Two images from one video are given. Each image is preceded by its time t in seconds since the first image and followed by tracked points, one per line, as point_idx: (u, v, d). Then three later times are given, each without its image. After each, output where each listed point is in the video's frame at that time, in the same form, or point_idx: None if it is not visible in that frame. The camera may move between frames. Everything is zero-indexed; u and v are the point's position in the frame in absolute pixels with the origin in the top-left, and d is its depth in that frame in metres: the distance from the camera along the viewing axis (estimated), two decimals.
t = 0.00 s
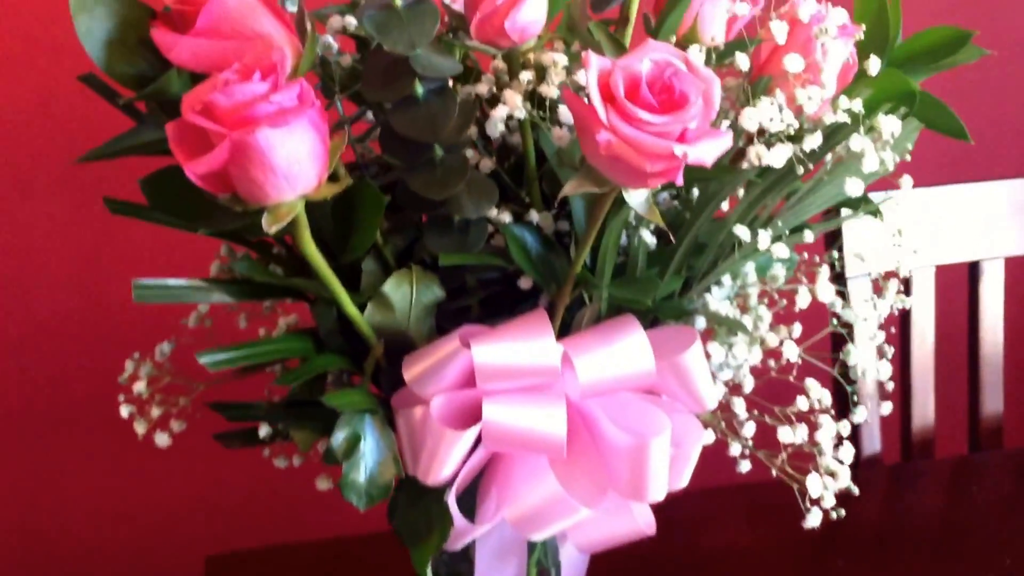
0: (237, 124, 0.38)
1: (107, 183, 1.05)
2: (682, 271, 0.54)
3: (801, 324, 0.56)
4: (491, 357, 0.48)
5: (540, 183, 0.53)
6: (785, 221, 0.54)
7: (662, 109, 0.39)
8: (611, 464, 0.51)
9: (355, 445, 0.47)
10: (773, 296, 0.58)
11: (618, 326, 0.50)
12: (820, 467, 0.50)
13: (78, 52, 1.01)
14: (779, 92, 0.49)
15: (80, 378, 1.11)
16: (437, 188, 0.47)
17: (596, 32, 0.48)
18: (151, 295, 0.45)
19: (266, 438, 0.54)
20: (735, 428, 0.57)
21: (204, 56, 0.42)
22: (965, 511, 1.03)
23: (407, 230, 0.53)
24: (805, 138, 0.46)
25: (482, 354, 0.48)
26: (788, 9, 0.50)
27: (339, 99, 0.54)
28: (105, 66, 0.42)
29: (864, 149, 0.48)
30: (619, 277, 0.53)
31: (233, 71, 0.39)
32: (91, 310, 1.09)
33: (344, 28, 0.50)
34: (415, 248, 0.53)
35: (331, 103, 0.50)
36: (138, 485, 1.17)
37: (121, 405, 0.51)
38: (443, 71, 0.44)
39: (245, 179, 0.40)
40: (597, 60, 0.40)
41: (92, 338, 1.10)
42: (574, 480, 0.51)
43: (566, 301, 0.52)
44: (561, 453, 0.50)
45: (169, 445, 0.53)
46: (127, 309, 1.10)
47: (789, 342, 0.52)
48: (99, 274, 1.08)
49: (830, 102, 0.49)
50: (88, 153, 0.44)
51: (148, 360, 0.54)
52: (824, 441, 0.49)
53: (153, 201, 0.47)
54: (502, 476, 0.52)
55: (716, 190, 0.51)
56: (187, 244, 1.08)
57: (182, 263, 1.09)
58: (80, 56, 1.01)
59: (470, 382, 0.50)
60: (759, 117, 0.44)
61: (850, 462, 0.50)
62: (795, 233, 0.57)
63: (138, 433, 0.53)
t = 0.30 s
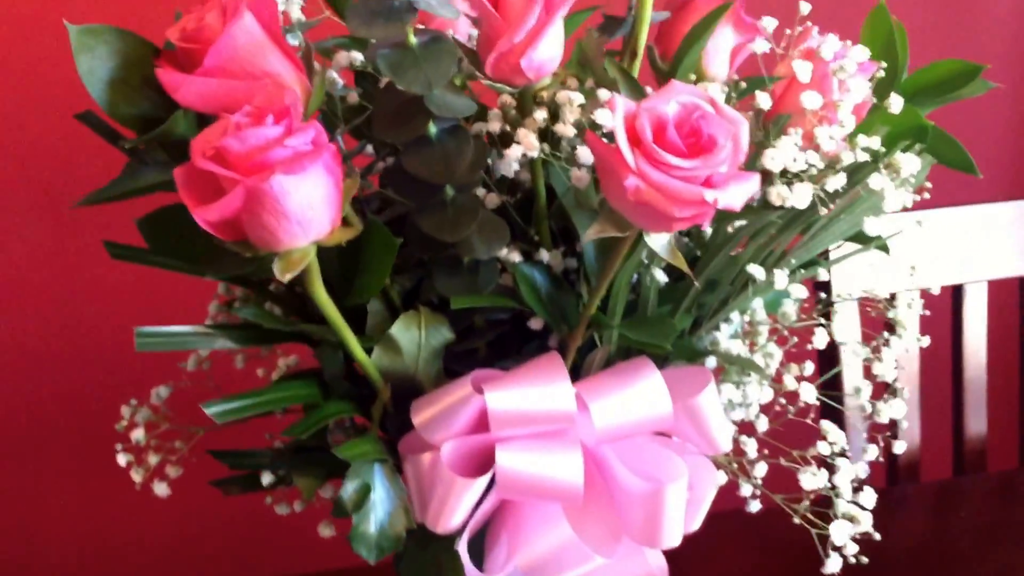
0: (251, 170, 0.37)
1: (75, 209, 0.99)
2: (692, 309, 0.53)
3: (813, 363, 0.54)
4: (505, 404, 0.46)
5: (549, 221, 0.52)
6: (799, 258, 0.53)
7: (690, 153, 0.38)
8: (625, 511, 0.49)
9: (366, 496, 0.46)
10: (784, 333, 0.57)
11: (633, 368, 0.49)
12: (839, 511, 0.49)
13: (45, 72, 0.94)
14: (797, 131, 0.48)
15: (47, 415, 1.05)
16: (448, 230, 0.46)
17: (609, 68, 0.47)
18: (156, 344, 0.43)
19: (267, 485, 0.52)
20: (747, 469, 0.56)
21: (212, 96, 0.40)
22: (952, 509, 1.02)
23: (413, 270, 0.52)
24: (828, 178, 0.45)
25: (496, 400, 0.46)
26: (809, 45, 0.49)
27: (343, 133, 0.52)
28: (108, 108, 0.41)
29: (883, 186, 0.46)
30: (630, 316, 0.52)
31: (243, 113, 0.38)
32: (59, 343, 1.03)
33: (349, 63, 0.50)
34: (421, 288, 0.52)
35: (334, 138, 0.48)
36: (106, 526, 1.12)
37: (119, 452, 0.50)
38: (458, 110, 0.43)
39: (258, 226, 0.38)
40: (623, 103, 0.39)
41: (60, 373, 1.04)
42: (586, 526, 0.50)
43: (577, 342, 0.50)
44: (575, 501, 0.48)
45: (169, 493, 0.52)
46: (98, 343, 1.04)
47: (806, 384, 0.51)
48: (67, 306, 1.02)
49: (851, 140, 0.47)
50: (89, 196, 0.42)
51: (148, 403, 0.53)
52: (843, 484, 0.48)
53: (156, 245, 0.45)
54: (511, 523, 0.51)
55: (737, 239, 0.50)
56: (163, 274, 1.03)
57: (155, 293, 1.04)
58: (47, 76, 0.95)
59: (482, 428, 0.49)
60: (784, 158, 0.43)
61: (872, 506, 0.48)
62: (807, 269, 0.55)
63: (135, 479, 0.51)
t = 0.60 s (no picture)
0: (268, 210, 0.35)
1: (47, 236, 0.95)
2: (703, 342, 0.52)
3: (826, 398, 0.53)
4: (520, 444, 0.45)
5: (558, 252, 0.51)
6: (812, 289, 0.51)
7: (720, 190, 0.37)
8: (641, 551, 0.48)
9: (377, 541, 0.44)
10: (795, 364, 0.55)
11: (649, 405, 0.48)
12: (858, 551, 0.47)
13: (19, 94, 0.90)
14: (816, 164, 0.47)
15: (12, 448, 1.01)
16: (460, 265, 0.44)
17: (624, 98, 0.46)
18: (157, 386, 0.41)
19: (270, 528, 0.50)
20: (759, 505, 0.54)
21: (221, 129, 0.39)
22: (936, 526, 1.01)
23: (420, 303, 0.50)
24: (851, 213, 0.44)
25: (511, 440, 0.45)
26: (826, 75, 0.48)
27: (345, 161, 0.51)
28: (111, 141, 0.39)
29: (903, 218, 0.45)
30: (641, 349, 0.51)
31: (258, 149, 0.36)
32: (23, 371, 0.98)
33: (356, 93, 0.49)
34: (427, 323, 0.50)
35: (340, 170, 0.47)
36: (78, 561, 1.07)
37: (114, 497, 0.49)
38: (474, 142, 0.42)
39: (272, 266, 0.37)
40: (651, 137, 0.38)
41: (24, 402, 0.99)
42: (598, 566, 0.49)
43: (590, 378, 0.49)
44: (591, 543, 0.47)
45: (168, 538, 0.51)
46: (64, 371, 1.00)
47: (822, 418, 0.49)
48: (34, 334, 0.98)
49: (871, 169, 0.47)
50: (89, 233, 0.41)
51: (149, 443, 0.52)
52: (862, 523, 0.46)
53: (156, 283, 0.43)
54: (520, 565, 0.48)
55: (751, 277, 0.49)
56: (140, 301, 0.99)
57: (129, 320, 1.00)
58: (19, 100, 0.90)
59: (494, 467, 0.47)
60: (806, 191, 0.43)
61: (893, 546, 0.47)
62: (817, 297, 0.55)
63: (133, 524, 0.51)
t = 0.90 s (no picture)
0: (277, 245, 0.34)
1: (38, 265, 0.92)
2: (717, 370, 0.51)
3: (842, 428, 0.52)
4: (534, 479, 0.44)
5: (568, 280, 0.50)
6: (828, 316, 0.50)
7: (742, 223, 0.36)
8: None
9: None
10: (809, 392, 0.54)
11: (663, 437, 0.47)
12: None
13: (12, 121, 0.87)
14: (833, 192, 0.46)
15: None
16: (470, 296, 0.43)
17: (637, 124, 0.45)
18: (163, 421, 0.39)
19: (275, 562, 0.49)
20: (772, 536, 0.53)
21: (227, 159, 0.38)
22: (941, 548, 1.00)
23: (427, 333, 0.49)
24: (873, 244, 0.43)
25: (524, 475, 0.44)
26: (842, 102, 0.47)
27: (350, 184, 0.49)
28: (114, 171, 0.38)
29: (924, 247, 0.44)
30: (653, 379, 0.50)
31: (266, 182, 0.35)
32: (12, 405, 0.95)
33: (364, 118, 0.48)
34: (434, 353, 0.49)
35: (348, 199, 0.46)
36: None
37: (115, 531, 0.48)
38: (486, 172, 0.41)
39: (282, 302, 0.36)
40: (671, 167, 0.37)
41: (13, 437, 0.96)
42: None
43: (602, 411, 0.48)
44: None
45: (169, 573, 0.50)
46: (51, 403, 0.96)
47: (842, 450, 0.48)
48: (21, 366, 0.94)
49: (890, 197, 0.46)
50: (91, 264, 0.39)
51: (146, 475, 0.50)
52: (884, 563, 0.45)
53: (159, 314, 0.43)
54: None
55: (766, 308, 0.48)
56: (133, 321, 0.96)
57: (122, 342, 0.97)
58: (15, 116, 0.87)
59: (505, 501, 0.46)
60: (828, 222, 0.42)
61: None
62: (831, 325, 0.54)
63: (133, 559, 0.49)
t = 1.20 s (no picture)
0: (281, 280, 0.33)
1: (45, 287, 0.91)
2: (731, 399, 0.50)
3: (860, 459, 0.51)
4: (544, 514, 0.43)
5: (580, 308, 0.49)
6: (845, 345, 0.49)
7: (758, 258, 0.35)
8: None
9: None
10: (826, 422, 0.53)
11: (676, 471, 0.46)
12: None
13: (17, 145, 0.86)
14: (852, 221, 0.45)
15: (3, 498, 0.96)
16: (480, 327, 0.42)
17: (650, 150, 0.44)
18: (165, 456, 0.38)
19: None
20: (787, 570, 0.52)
21: (232, 190, 0.37)
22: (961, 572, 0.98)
23: (436, 362, 0.48)
24: (894, 275, 0.42)
25: (534, 511, 0.43)
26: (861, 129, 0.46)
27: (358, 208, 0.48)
28: (116, 202, 0.37)
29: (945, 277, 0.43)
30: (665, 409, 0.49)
31: (270, 214, 0.35)
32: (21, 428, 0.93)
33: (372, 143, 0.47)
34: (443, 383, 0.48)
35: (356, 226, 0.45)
36: None
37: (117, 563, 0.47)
38: (496, 202, 0.40)
39: (285, 338, 0.35)
40: (684, 200, 0.36)
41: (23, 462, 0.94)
42: None
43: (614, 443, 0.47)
44: None
45: None
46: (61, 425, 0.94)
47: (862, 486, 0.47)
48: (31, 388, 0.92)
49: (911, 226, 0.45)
50: (94, 296, 0.39)
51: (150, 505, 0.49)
52: None
53: (164, 345, 0.42)
54: None
55: (780, 340, 0.47)
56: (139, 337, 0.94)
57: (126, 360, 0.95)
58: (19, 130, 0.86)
59: (515, 536, 0.45)
60: (849, 253, 0.41)
61: None
62: (850, 353, 0.53)
63: None
